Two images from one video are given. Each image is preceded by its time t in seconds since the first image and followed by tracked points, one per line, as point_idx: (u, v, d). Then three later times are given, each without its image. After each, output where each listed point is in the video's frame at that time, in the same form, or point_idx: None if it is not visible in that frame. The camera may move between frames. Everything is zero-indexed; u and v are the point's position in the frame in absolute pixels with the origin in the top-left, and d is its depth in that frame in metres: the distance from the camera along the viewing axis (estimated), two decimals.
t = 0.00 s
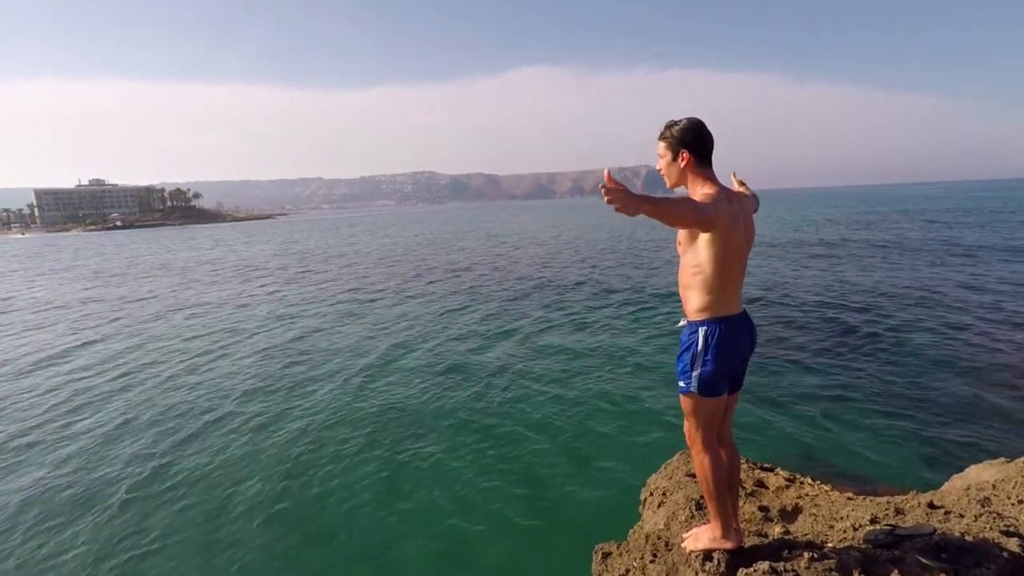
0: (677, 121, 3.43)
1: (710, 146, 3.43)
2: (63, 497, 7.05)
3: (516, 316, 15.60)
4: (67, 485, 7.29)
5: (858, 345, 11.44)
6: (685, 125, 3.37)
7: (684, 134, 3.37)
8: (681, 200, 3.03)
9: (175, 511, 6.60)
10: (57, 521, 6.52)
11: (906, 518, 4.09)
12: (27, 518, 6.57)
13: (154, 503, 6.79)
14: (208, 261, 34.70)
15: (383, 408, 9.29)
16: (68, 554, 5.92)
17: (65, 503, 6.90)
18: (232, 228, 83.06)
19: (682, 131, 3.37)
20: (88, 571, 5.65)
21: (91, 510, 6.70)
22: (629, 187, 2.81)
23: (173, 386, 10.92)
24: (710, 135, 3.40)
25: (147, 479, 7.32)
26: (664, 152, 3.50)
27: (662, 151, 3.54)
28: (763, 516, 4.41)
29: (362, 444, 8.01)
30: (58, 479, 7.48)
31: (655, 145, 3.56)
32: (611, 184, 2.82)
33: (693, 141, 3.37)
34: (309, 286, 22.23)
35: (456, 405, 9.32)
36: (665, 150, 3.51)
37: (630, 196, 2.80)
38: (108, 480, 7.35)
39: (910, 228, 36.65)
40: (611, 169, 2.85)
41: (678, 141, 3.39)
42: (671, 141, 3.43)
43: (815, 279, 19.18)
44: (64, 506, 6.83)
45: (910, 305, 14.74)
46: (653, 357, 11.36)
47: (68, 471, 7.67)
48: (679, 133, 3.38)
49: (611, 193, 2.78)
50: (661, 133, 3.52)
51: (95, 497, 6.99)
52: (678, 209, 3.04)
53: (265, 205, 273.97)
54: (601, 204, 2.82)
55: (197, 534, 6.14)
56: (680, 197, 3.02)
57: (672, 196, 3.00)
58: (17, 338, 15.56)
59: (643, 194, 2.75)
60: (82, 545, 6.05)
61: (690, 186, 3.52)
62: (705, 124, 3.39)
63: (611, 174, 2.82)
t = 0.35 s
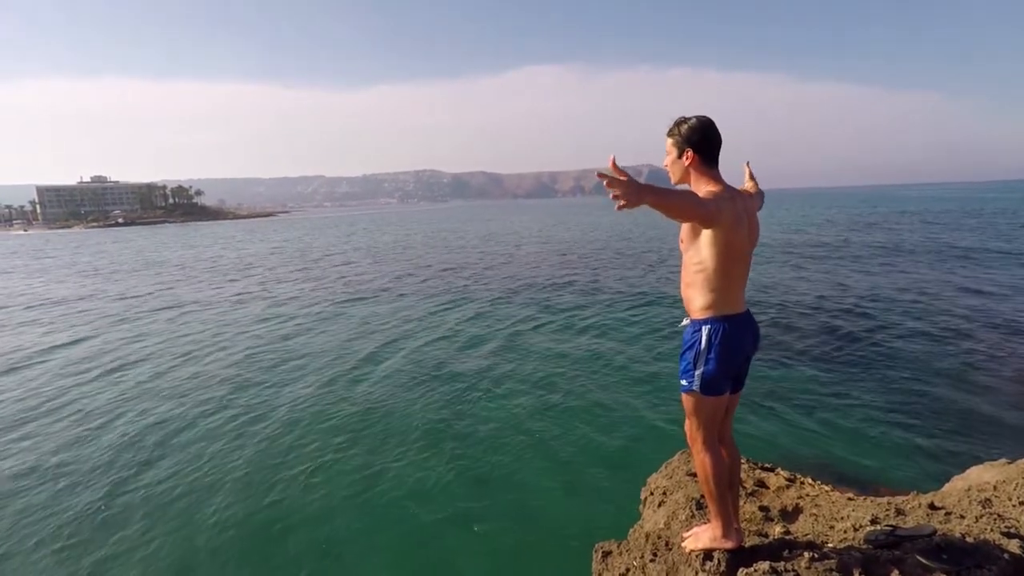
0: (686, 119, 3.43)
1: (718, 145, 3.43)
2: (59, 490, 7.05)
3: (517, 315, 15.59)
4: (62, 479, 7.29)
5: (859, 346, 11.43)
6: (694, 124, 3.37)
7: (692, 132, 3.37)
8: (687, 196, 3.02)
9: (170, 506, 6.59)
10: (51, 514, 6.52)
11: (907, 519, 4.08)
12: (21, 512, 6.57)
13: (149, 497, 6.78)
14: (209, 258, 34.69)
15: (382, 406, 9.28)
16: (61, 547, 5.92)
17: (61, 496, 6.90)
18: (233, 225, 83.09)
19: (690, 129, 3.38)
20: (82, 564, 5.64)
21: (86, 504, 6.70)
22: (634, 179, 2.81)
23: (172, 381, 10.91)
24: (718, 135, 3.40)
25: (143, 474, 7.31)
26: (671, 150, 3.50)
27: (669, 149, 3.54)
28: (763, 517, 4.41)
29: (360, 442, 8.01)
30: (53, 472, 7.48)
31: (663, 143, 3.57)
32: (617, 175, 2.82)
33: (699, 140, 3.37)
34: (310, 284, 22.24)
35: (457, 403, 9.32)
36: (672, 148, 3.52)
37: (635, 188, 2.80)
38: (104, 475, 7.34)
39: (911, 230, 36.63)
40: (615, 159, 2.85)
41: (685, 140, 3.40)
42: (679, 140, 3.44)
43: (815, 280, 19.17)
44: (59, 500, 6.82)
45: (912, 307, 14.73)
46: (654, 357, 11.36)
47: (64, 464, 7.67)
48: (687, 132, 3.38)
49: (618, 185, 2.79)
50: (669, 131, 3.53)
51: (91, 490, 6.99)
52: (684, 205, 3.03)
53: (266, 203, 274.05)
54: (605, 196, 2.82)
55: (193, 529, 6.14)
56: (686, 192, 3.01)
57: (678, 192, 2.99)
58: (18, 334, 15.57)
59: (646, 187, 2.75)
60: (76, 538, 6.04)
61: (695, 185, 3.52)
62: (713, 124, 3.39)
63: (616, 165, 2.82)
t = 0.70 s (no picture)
0: (685, 116, 3.44)
1: (718, 143, 3.43)
2: (55, 491, 7.07)
3: (516, 313, 15.60)
4: (59, 480, 7.31)
5: (858, 343, 11.45)
6: (694, 121, 3.37)
7: (691, 130, 3.37)
8: (686, 189, 3.02)
9: (166, 506, 6.61)
10: (48, 515, 6.54)
11: (907, 514, 4.09)
12: (18, 513, 6.59)
13: (146, 498, 6.80)
14: (208, 259, 34.70)
15: (379, 406, 9.29)
16: (57, 548, 5.93)
17: (58, 497, 6.92)
18: (231, 226, 83.04)
19: (690, 127, 3.38)
20: (78, 565, 5.66)
21: (83, 505, 6.72)
22: (635, 169, 2.81)
23: (171, 380, 10.92)
24: (718, 133, 3.40)
25: (140, 475, 7.33)
26: (671, 146, 3.51)
27: (670, 146, 3.54)
28: (764, 513, 4.42)
29: (358, 441, 8.03)
30: (50, 473, 7.49)
31: (663, 140, 3.57)
32: (617, 166, 2.82)
33: (699, 137, 3.37)
34: (310, 284, 22.27)
35: (456, 402, 9.33)
36: (672, 144, 3.52)
37: (635, 179, 2.80)
38: (101, 476, 7.35)
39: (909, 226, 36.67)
40: (618, 146, 2.85)
41: (685, 137, 3.40)
42: (678, 137, 3.44)
43: (813, 277, 19.19)
44: (56, 501, 6.84)
45: (910, 303, 14.76)
46: (654, 355, 11.37)
47: (62, 465, 7.69)
48: (687, 129, 3.38)
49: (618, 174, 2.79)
50: (669, 129, 3.53)
51: (87, 492, 7.01)
52: (682, 199, 3.04)
53: (265, 203, 274.25)
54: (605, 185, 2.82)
55: (191, 529, 6.15)
56: (685, 186, 3.01)
57: (677, 185, 2.99)
58: (18, 335, 15.58)
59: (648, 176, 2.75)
60: (72, 539, 6.06)
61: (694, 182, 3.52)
62: (713, 121, 3.39)
63: (618, 155, 2.81)
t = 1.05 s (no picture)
0: (681, 115, 3.44)
1: (715, 142, 3.43)
2: (51, 495, 7.08)
3: (516, 314, 15.60)
4: (56, 483, 7.32)
5: (858, 341, 11.46)
6: (691, 120, 3.38)
7: (688, 128, 3.38)
8: (685, 188, 3.02)
9: (163, 509, 6.62)
10: (44, 519, 6.55)
11: (909, 512, 4.08)
12: (14, 517, 6.60)
13: (143, 501, 6.80)
14: (208, 262, 34.73)
15: (379, 407, 9.29)
16: (54, 552, 5.95)
17: (54, 501, 6.93)
18: (231, 228, 83.06)
19: (688, 126, 3.38)
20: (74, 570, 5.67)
21: (79, 508, 6.72)
22: (636, 166, 2.80)
23: (169, 383, 10.94)
24: (715, 132, 3.40)
25: (136, 478, 7.33)
26: (668, 145, 3.51)
27: (667, 145, 3.54)
28: (766, 513, 4.41)
29: (355, 441, 8.03)
30: (47, 476, 7.50)
31: (660, 139, 3.57)
32: (617, 163, 2.81)
33: (696, 136, 3.37)
34: (310, 286, 22.30)
35: (457, 403, 9.34)
36: (669, 143, 3.53)
37: (635, 177, 2.80)
38: (97, 479, 7.36)
39: (908, 224, 36.71)
40: (619, 142, 2.85)
41: (682, 136, 3.40)
42: (676, 137, 3.44)
43: (812, 275, 19.22)
44: (52, 504, 6.86)
45: (910, 300, 14.77)
46: (655, 355, 11.37)
47: (60, 468, 7.71)
48: (684, 128, 3.39)
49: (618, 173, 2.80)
50: (666, 128, 3.53)
51: (84, 495, 7.02)
52: (681, 198, 3.04)
53: (263, 205, 274.24)
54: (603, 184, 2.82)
55: (188, 532, 6.16)
56: (684, 184, 3.01)
57: (676, 182, 2.99)
58: (18, 339, 15.59)
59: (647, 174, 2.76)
60: (71, 542, 6.09)
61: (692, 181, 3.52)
62: (710, 120, 3.39)
63: (619, 152, 2.81)
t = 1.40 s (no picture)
0: (680, 118, 3.45)
1: (713, 144, 3.43)
2: (47, 493, 7.09)
3: (516, 315, 15.60)
4: (51, 482, 7.33)
5: (856, 344, 11.47)
6: (689, 123, 3.38)
7: (687, 131, 3.37)
8: (685, 191, 3.02)
9: (155, 509, 6.60)
10: (37, 518, 6.55)
11: (908, 515, 4.08)
12: (10, 515, 6.62)
13: (136, 500, 6.79)
14: (209, 262, 34.74)
15: (376, 407, 9.29)
16: (46, 551, 5.94)
17: (49, 499, 6.94)
18: (231, 228, 83.03)
19: (686, 128, 3.38)
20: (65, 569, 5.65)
21: (72, 508, 6.71)
22: (636, 169, 2.80)
23: (167, 383, 10.94)
24: (713, 134, 3.40)
25: (130, 478, 7.33)
26: (666, 148, 3.51)
27: (665, 148, 3.54)
28: (764, 515, 4.41)
29: (352, 442, 8.03)
30: (41, 476, 7.49)
31: (659, 142, 3.57)
32: (617, 167, 2.80)
33: (695, 138, 3.37)
34: (311, 287, 22.31)
35: (455, 404, 9.33)
36: (667, 146, 3.52)
37: (635, 181, 2.80)
38: (91, 480, 7.35)
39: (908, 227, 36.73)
40: (620, 146, 2.85)
41: (681, 138, 3.40)
42: (675, 139, 3.44)
43: (810, 278, 19.24)
44: (46, 503, 6.85)
45: (911, 303, 14.77)
46: (655, 356, 11.38)
47: (53, 469, 7.69)
48: (683, 131, 3.39)
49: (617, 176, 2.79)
50: (665, 130, 3.53)
51: (78, 495, 7.01)
52: (680, 199, 3.04)
53: (263, 206, 274.25)
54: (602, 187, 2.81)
55: (182, 532, 6.15)
56: (684, 185, 3.00)
57: (677, 185, 2.98)
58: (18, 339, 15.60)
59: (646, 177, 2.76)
60: (67, 540, 6.10)
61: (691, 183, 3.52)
62: (708, 123, 3.39)
63: (619, 155, 2.81)
